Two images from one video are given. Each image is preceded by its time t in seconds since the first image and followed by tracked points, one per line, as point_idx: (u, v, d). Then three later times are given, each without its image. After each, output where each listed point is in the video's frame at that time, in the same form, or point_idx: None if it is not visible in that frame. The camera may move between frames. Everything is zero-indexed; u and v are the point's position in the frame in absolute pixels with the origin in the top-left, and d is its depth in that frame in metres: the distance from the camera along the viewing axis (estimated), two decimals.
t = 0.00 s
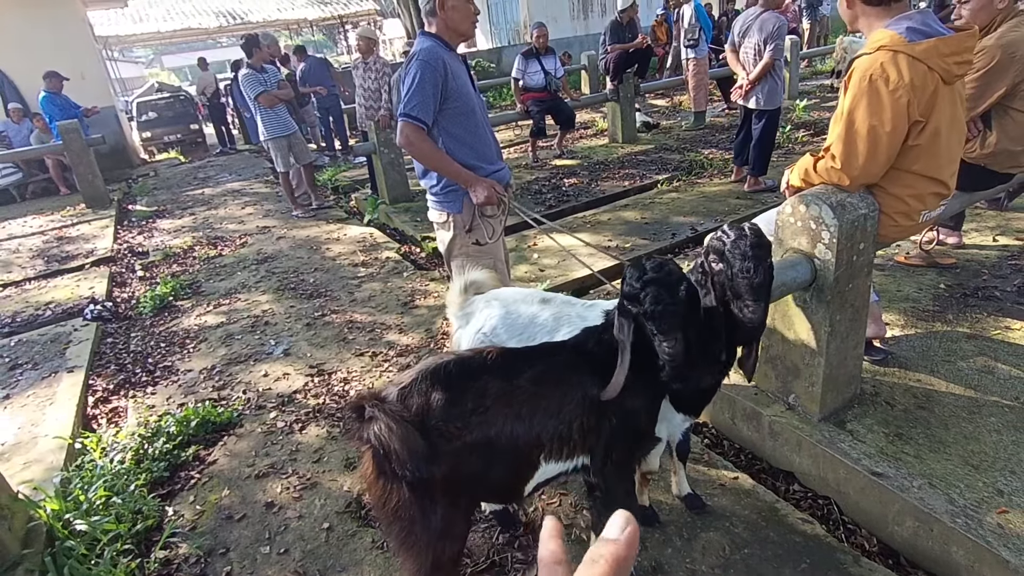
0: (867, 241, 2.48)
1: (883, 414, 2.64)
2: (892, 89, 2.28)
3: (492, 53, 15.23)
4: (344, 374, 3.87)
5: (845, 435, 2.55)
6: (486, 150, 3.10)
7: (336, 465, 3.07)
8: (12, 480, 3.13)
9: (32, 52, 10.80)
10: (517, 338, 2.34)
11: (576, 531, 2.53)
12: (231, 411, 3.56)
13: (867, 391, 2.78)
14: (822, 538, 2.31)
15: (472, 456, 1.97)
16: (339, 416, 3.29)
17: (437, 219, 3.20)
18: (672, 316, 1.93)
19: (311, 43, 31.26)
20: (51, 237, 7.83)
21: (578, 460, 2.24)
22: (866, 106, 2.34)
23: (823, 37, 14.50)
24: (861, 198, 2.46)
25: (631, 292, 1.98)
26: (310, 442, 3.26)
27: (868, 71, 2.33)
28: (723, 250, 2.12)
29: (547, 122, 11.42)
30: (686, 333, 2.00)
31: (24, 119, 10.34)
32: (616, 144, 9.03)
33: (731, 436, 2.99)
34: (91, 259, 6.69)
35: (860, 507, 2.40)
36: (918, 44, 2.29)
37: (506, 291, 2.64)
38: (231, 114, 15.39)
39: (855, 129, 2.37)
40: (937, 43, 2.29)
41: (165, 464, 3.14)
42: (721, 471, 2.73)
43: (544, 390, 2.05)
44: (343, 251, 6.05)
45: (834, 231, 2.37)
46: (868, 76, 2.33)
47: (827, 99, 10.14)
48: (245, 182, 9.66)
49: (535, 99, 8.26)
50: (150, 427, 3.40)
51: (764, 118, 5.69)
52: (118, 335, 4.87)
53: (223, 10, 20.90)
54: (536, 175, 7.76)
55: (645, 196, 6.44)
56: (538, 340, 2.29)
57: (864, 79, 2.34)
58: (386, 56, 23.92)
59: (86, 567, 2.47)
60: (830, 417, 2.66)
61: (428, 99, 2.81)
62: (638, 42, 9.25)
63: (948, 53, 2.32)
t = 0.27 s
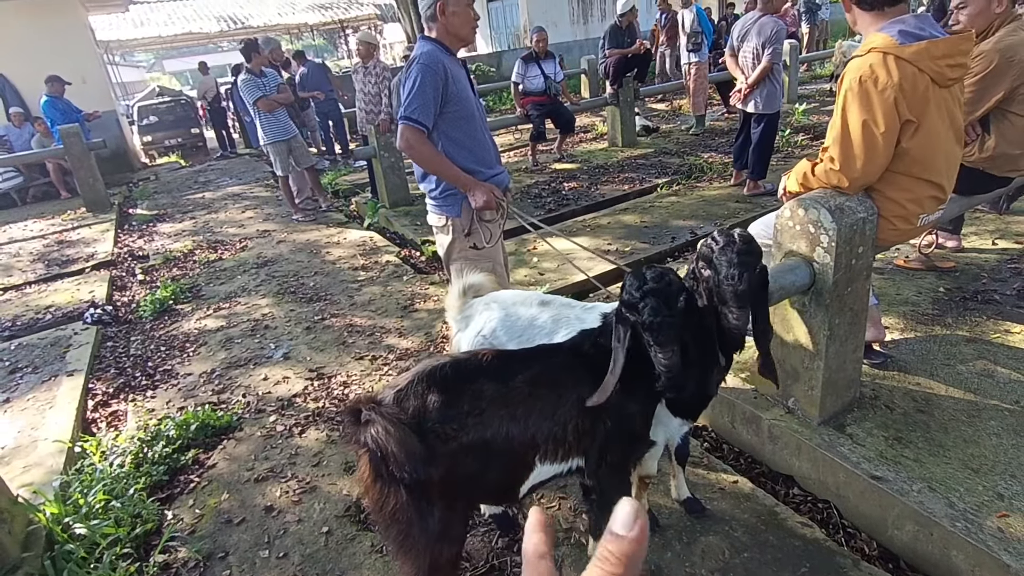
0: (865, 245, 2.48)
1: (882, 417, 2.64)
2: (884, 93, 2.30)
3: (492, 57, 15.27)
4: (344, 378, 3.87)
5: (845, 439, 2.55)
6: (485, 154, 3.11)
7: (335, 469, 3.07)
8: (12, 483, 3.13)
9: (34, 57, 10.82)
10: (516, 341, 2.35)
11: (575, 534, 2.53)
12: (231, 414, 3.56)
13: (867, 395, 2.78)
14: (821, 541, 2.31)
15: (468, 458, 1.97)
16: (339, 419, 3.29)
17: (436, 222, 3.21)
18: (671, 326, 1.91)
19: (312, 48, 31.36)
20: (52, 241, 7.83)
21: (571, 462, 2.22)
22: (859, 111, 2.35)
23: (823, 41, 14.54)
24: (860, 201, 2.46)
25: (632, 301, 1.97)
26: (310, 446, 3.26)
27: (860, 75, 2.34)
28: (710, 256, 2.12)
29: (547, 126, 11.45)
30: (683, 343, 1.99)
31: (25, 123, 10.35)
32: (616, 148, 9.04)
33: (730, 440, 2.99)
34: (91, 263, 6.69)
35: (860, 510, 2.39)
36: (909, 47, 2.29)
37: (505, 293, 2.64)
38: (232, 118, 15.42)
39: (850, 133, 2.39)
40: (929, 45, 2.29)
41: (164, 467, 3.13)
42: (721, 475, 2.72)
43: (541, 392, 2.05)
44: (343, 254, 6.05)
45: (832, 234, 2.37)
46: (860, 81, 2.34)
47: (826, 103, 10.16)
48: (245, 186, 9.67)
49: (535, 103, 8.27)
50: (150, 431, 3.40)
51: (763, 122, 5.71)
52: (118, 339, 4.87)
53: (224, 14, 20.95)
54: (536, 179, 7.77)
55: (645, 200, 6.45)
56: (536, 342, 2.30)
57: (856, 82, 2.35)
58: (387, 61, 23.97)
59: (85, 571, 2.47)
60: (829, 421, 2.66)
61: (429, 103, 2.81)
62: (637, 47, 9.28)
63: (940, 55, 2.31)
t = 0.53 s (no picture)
0: (864, 248, 2.48)
1: (882, 421, 2.64)
2: (881, 95, 2.30)
3: (492, 61, 15.30)
4: (343, 381, 3.86)
5: (844, 442, 2.54)
6: (485, 155, 3.11)
7: (334, 473, 3.06)
8: (9, 487, 3.12)
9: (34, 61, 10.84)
10: (515, 344, 2.34)
11: (574, 539, 2.52)
12: (229, 418, 3.55)
13: (867, 398, 2.77)
14: (821, 545, 2.30)
15: (465, 461, 1.96)
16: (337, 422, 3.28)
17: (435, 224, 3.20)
18: (677, 331, 1.92)
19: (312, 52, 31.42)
20: (51, 245, 7.83)
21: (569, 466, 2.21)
22: (858, 114, 2.35)
23: (822, 45, 14.58)
24: (859, 204, 2.46)
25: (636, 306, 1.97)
26: (308, 449, 3.25)
27: (859, 78, 2.34)
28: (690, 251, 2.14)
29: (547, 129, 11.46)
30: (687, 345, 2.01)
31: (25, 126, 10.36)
32: (616, 152, 9.05)
33: (729, 443, 2.98)
34: (90, 266, 6.69)
35: (860, 515, 2.38)
36: (907, 50, 2.29)
37: (504, 296, 2.64)
38: (232, 122, 15.44)
39: (848, 136, 2.39)
40: (927, 48, 2.29)
41: (162, 471, 3.12)
42: (720, 479, 2.71)
43: (539, 395, 2.04)
44: (342, 258, 6.05)
45: (831, 237, 2.37)
46: (858, 84, 2.34)
47: (825, 107, 10.18)
48: (245, 190, 9.67)
49: (535, 106, 8.28)
50: (148, 434, 3.39)
51: (761, 125, 5.73)
52: (116, 342, 4.86)
53: (224, 18, 20.99)
54: (535, 182, 7.77)
55: (644, 203, 6.45)
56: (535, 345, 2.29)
57: (853, 85, 2.36)
58: (386, 65, 24.02)
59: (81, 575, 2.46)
60: (830, 424, 2.65)
61: (429, 104, 2.81)
62: (636, 51, 9.29)
63: (938, 58, 2.31)
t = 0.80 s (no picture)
0: (864, 248, 2.48)
1: (882, 421, 2.64)
2: (882, 96, 2.30)
3: (492, 64, 15.32)
4: (343, 382, 3.86)
5: (844, 443, 2.54)
6: (484, 157, 3.11)
7: (334, 474, 3.06)
8: (9, 488, 3.12)
9: (35, 64, 10.85)
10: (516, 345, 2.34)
11: (574, 539, 2.52)
12: (229, 419, 3.55)
13: (866, 399, 2.78)
14: (821, 546, 2.30)
15: (465, 461, 1.96)
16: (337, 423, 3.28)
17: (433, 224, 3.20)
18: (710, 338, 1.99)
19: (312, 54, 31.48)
20: (52, 247, 7.83)
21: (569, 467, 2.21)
22: (858, 115, 2.35)
23: (822, 46, 14.60)
24: (858, 205, 2.46)
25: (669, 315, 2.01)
26: (308, 450, 3.25)
27: (859, 79, 2.34)
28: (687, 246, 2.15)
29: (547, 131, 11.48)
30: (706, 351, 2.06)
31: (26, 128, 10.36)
32: (616, 153, 9.05)
33: (729, 444, 2.98)
34: (91, 268, 6.69)
35: (860, 516, 2.39)
36: (908, 51, 2.30)
37: (503, 297, 2.64)
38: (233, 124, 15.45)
39: (848, 137, 2.39)
40: (928, 50, 2.30)
41: (162, 472, 3.12)
42: (720, 479, 2.71)
43: (538, 394, 2.04)
44: (342, 259, 6.05)
45: (831, 238, 2.37)
46: (859, 85, 2.35)
47: (825, 108, 10.20)
48: (246, 192, 9.68)
49: (535, 108, 8.29)
50: (148, 435, 3.39)
51: (761, 127, 5.74)
52: (116, 343, 4.86)
53: (224, 21, 21.01)
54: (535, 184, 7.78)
55: (644, 204, 6.46)
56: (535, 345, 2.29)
57: (855, 85, 2.36)
58: (387, 67, 24.06)
59: None
60: (829, 425, 2.65)
61: (431, 105, 2.82)
62: (636, 52, 9.31)
63: (938, 60, 2.32)
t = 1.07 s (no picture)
0: (862, 244, 2.44)
1: (881, 420, 2.60)
2: (882, 90, 2.27)
3: (487, 61, 15.27)
4: (335, 381, 3.81)
5: (843, 442, 2.51)
6: (476, 155, 3.06)
7: (325, 475, 3.01)
8: None
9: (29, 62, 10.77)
10: (506, 343, 2.30)
11: (569, 541, 2.48)
12: (219, 419, 3.49)
13: (865, 398, 2.74)
14: (820, 547, 2.26)
15: (454, 462, 1.92)
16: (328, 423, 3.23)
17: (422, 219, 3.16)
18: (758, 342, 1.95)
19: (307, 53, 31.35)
20: (42, 245, 7.74)
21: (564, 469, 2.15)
22: (857, 109, 2.32)
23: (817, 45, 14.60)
24: (856, 201, 2.42)
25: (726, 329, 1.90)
26: (298, 451, 3.20)
27: (859, 73, 2.31)
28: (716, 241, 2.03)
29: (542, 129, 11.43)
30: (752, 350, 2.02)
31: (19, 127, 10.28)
32: (612, 151, 9.01)
33: (725, 443, 2.94)
34: (81, 267, 6.61)
35: (859, 516, 2.35)
36: (909, 44, 2.26)
37: (495, 294, 2.59)
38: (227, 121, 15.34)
39: (847, 131, 2.36)
40: (929, 43, 2.27)
41: (150, 473, 3.07)
42: (716, 479, 2.67)
43: (532, 393, 1.99)
44: (336, 257, 5.99)
45: (829, 234, 2.33)
46: (858, 78, 2.31)
47: (821, 106, 10.19)
48: (239, 189, 9.60)
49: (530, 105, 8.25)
50: (136, 436, 3.33)
51: (757, 124, 5.70)
52: (106, 342, 4.79)
53: (219, 18, 20.89)
54: (531, 181, 7.73)
55: (640, 202, 6.43)
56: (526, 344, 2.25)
57: (855, 79, 2.32)
58: (382, 65, 23.98)
59: None
60: (827, 424, 2.62)
61: (422, 99, 2.77)
62: (632, 49, 9.27)
63: (940, 53, 2.29)
